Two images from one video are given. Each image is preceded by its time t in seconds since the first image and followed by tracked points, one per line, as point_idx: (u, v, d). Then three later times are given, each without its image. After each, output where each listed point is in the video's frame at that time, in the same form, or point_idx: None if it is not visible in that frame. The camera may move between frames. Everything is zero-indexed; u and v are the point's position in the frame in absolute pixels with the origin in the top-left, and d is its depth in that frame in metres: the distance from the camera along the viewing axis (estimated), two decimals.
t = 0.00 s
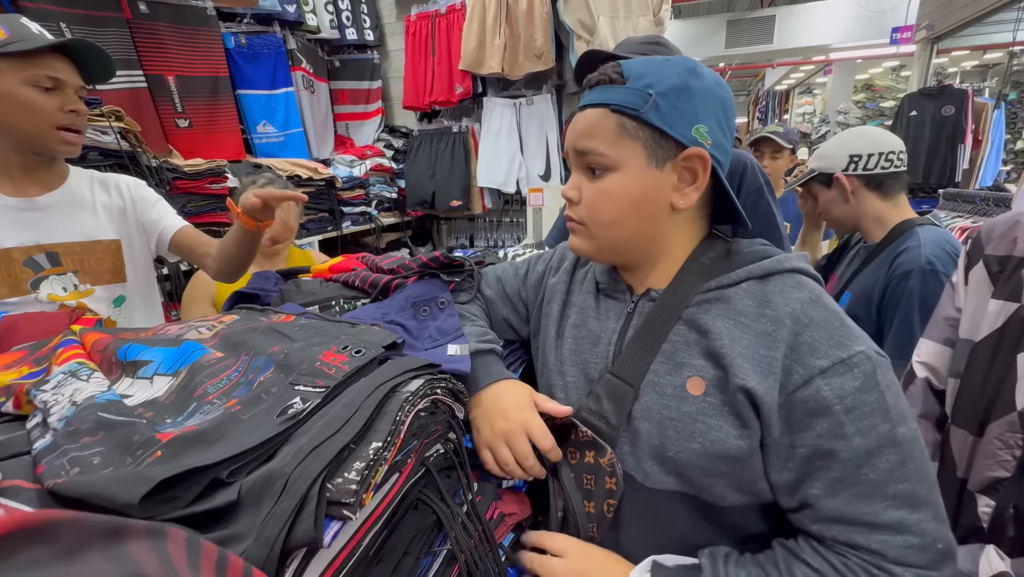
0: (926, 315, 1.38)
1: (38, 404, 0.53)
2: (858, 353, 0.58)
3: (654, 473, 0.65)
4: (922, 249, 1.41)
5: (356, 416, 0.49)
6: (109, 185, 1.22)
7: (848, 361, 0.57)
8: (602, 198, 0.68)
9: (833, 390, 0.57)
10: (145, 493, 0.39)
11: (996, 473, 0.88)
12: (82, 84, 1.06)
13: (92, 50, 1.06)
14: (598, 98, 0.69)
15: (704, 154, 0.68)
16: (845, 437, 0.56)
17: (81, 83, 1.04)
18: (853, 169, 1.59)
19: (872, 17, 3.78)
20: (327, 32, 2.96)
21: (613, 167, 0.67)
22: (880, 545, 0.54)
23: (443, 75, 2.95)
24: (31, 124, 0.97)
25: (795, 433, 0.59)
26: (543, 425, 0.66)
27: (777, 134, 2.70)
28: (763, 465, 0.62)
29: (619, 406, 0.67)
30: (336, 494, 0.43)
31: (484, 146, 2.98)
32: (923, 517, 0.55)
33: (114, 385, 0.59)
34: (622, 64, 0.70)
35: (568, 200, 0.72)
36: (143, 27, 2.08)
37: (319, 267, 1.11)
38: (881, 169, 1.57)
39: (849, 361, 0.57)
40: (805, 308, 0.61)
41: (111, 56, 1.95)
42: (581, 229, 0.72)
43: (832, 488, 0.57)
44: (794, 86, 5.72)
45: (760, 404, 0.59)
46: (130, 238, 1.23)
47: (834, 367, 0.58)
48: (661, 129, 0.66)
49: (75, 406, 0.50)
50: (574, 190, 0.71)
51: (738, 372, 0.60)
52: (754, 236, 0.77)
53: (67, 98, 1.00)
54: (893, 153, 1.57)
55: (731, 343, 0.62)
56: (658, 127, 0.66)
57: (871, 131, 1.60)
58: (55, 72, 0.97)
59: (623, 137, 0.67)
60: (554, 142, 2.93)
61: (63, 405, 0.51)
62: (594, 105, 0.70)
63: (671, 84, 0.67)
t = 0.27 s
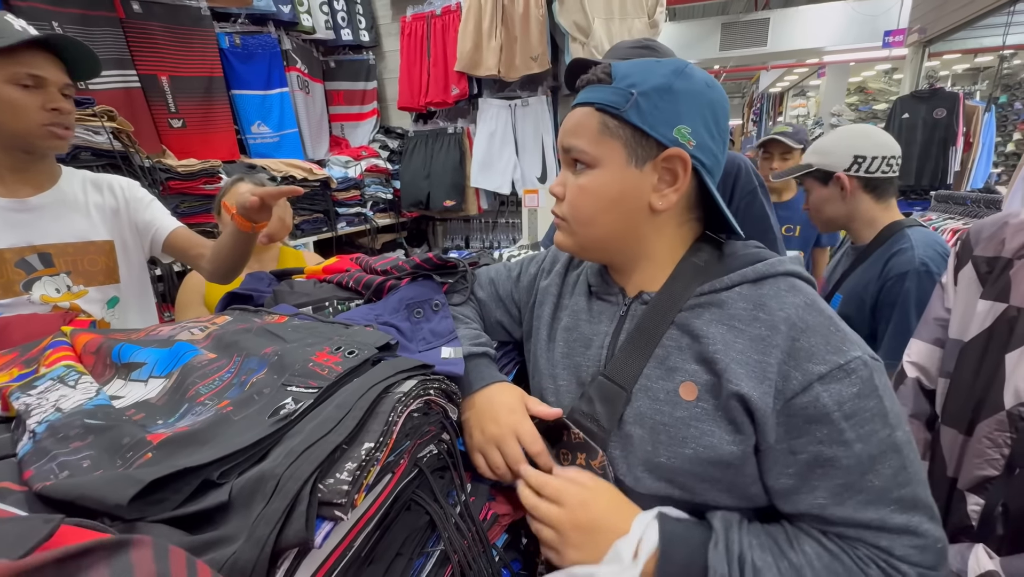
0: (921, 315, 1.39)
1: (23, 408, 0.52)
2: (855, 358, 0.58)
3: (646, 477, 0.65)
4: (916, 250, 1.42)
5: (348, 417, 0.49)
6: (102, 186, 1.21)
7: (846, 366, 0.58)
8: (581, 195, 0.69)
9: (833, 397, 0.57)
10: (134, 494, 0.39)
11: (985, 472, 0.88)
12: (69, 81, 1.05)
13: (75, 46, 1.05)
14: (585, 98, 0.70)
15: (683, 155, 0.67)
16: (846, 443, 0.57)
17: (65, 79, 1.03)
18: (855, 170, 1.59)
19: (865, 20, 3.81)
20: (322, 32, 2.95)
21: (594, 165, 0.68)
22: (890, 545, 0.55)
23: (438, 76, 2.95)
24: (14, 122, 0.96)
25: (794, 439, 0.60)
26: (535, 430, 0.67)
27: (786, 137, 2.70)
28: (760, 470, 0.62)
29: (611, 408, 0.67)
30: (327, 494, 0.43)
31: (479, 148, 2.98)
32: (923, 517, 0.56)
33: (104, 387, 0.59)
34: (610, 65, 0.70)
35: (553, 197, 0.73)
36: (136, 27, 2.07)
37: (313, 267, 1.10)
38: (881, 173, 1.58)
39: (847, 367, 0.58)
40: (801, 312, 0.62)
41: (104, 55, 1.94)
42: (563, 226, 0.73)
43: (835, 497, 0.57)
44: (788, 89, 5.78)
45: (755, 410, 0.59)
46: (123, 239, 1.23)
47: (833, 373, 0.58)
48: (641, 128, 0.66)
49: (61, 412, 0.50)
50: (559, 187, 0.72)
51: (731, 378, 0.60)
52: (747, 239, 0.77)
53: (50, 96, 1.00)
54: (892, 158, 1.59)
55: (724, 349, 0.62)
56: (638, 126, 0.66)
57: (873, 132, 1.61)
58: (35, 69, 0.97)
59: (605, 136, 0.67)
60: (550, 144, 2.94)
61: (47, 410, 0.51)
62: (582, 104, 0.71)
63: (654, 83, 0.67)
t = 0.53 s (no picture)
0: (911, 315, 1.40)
1: (11, 412, 0.52)
2: (837, 355, 0.58)
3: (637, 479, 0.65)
4: (902, 250, 1.44)
5: (342, 421, 0.49)
6: (96, 188, 1.20)
7: (826, 362, 0.58)
8: (579, 196, 0.69)
9: (811, 390, 0.57)
10: (125, 499, 0.39)
11: (973, 471, 0.90)
12: (54, 78, 1.04)
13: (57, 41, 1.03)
14: (583, 100, 0.70)
15: (680, 157, 0.68)
16: (819, 437, 0.57)
17: (47, 75, 1.01)
18: (857, 172, 1.61)
19: (856, 25, 3.86)
20: (316, 33, 2.94)
21: (592, 166, 0.68)
22: (854, 537, 0.55)
23: (433, 78, 2.95)
24: None
25: (772, 432, 0.60)
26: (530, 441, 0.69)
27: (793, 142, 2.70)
28: (740, 464, 0.63)
29: (601, 404, 0.69)
30: (320, 499, 0.42)
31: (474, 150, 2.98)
32: (893, 519, 0.56)
33: (95, 390, 0.58)
34: (609, 68, 0.71)
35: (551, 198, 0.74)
36: (128, 27, 2.06)
37: (307, 270, 1.10)
38: (879, 177, 1.62)
39: (827, 363, 0.58)
40: (789, 309, 0.62)
41: (95, 55, 1.92)
42: (560, 227, 0.73)
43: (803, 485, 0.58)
44: (780, 92, 5.83)
45: (744, 404, 0.59)
46: (116, 241, 1.22)
47: (814, 368, 0.58)
48: (638, 130, 0.67)
49: (50, 416, 0.50)
50: (556, 188, 0.72)
51: (723, 373, 0.61)
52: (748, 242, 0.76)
53: (30, 92, 0.98)
54: (888, 163, 1.62)
55: (717, 345, 0.63)
56: (635, 128, 0.67)
57: (872, 133, 1.64)
58: (11, 65, 0.95)
59: (602, 137, 0.68)
60: (544, 146, 2.95)
61: (35, 413, 0.51)
62: (579, 107, 0.71)
63: (651, 86, 0.67)
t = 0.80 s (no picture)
0: (898, 315, 1.43)
1: None
2: (816, 346, 0.59)
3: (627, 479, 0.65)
4: (890, 254, 1.47)
5: (331, 422, 0.49)
6: (83, 188, 1.18)
7: (806, 353, 0.59)
8: (570, 195, 0.69)
9: (791, 379, 0.58)
10: (107, 503, 0.38)
11: (954, 468, 0.91)
12: (35, 74, 1.02)
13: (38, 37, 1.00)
14: (575, 101, 0.71)
15: (669, 157, 0.68)
16: (796, 426, 0.57)
17: (26, 71, 0.99)
18: (856, 172, 1.63)
19: (844, 31, 3.91)
20: (307, 33, 2.93)
21: (583, 166, 0.69)
22: (824, 523, 0.55)
23: (425, 79, 2.94)
24: None
25: (753, 421, 0.60)
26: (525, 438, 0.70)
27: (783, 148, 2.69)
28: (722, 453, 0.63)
29: (592, 402, 0.69)
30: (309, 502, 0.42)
31: (466, 151, 2.98)
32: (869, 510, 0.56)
33: (78, 393, 0.57)
34: (600, 70, 0.71)
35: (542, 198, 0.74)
36: (116, 24, 2.03)
37: (296, 271, 1.09)
38: (877, 181, 1.65)
39: (807, 353, 0.59)
40: (773, 301, 0.63)
41: (81, 53, 1.90)
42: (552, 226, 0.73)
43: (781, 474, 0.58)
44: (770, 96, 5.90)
45: (729, 395, 0.60)
46: (103, 242, 1.20)
47: (793, 359, 0.59)
48: (628, 131, 0.67)
49: (31, 420, 0.49)
50: (548, 189, 0.72)
51: (709, 368, 0.61)
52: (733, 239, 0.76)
53: (9, 89, 0.96)
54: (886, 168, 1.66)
55: (708, 342, 0.63)
56: (626, 128, 0.67)
57: (873, 135, 1.66)
58: None
59: (593, 138, 0.68)
60: (536, 147, 2.96)
61: (14, 417, 0.50)
62: (571, 108, 0.71)
63: (642, 88, 0.68)
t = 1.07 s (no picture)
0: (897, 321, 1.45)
1: None
2: (803, 368, 0.59)
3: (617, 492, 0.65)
4: (890, 258, 1.48)
5: (317, 427, 0.48)
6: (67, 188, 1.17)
7: (793, 375, 0.59)
8: (559, 207, 0.69)
9: (779, 404, 0.58)
10: (86, 513, 0.38)
11: (937, 469, 0.92)
12: (19, 73, 1.00)
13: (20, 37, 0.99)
14: (564, 113, 0.70)
15: (657, 170, 0.68)
16: (786, 448, 0.57)
17: (9, 71, 0.98)
18: (831, 180, 1.65)
19: (834, 34, 3.95)
20: (299, 33, 2.91)
21: (571, 179, 0.69)
22: (812, 546, 0.56)
23: (418, 80, 2.93)
24: None
25: (743, 442, 0.60)
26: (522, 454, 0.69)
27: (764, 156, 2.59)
28: (712, 472, 0.63)
29: (582, 414, 0.69)
30: (292, 508, 0.42)
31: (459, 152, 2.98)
32: (851, 525, 0.57)
33: (60, 399, 0.56)
34: (589, 82, 0.71)
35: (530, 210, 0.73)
36: (103, 23, 2.00)
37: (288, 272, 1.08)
38: (855, 189, 1.63)
39: (795, 375, 0.59)
40: (761, 321, 0.62)
41: (68, 52, 1.87)
42: (540, 237, 0.73)
43: (769, 495, 0.58)
44: (761, 98, 5.96)
45: (717, 418, 0.59)
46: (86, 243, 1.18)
47: (781, 381, 0.59)
48: (616, 144, 0.67)
49: (10, 427, 0.48)
50: (537, 201, 0.72)
51: (699, 390, 0.61)
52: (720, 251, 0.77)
53: None
54: (870, 176, 1.62)
55: (697, 364, 0.63)
56: (614, 142, 0.67)
57: (858, 143, 1.64)
58: None
59: (581, 151, 0.68)
60: (530, 149, 2.96)
61: None
62: (560, 120, 0.71)
63: (629, 101, 0.67)
